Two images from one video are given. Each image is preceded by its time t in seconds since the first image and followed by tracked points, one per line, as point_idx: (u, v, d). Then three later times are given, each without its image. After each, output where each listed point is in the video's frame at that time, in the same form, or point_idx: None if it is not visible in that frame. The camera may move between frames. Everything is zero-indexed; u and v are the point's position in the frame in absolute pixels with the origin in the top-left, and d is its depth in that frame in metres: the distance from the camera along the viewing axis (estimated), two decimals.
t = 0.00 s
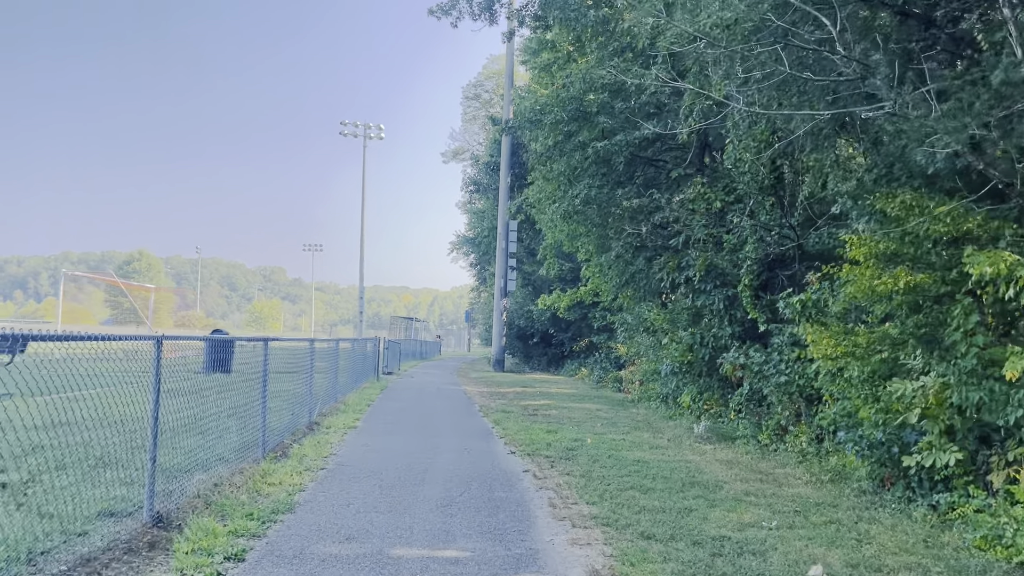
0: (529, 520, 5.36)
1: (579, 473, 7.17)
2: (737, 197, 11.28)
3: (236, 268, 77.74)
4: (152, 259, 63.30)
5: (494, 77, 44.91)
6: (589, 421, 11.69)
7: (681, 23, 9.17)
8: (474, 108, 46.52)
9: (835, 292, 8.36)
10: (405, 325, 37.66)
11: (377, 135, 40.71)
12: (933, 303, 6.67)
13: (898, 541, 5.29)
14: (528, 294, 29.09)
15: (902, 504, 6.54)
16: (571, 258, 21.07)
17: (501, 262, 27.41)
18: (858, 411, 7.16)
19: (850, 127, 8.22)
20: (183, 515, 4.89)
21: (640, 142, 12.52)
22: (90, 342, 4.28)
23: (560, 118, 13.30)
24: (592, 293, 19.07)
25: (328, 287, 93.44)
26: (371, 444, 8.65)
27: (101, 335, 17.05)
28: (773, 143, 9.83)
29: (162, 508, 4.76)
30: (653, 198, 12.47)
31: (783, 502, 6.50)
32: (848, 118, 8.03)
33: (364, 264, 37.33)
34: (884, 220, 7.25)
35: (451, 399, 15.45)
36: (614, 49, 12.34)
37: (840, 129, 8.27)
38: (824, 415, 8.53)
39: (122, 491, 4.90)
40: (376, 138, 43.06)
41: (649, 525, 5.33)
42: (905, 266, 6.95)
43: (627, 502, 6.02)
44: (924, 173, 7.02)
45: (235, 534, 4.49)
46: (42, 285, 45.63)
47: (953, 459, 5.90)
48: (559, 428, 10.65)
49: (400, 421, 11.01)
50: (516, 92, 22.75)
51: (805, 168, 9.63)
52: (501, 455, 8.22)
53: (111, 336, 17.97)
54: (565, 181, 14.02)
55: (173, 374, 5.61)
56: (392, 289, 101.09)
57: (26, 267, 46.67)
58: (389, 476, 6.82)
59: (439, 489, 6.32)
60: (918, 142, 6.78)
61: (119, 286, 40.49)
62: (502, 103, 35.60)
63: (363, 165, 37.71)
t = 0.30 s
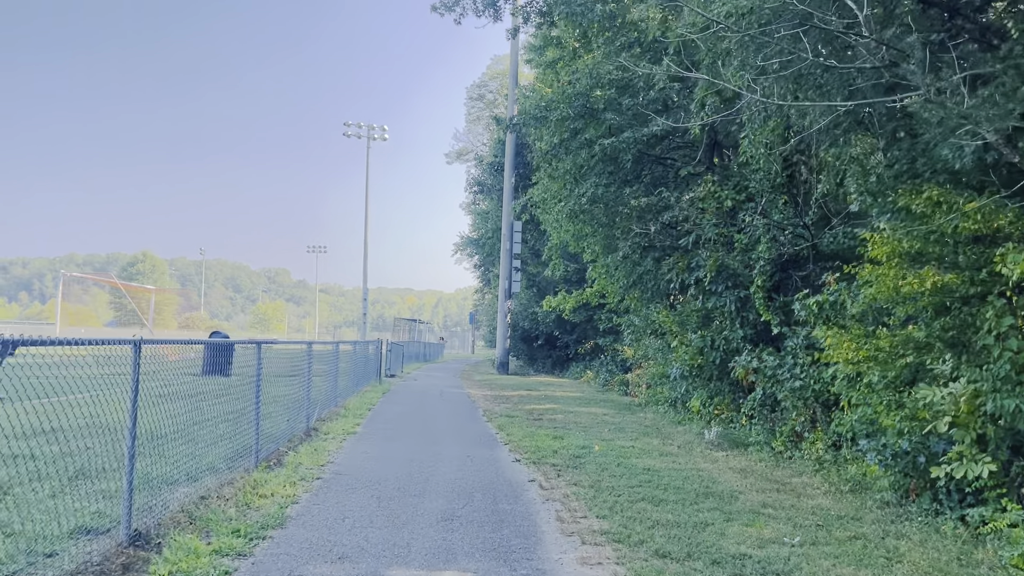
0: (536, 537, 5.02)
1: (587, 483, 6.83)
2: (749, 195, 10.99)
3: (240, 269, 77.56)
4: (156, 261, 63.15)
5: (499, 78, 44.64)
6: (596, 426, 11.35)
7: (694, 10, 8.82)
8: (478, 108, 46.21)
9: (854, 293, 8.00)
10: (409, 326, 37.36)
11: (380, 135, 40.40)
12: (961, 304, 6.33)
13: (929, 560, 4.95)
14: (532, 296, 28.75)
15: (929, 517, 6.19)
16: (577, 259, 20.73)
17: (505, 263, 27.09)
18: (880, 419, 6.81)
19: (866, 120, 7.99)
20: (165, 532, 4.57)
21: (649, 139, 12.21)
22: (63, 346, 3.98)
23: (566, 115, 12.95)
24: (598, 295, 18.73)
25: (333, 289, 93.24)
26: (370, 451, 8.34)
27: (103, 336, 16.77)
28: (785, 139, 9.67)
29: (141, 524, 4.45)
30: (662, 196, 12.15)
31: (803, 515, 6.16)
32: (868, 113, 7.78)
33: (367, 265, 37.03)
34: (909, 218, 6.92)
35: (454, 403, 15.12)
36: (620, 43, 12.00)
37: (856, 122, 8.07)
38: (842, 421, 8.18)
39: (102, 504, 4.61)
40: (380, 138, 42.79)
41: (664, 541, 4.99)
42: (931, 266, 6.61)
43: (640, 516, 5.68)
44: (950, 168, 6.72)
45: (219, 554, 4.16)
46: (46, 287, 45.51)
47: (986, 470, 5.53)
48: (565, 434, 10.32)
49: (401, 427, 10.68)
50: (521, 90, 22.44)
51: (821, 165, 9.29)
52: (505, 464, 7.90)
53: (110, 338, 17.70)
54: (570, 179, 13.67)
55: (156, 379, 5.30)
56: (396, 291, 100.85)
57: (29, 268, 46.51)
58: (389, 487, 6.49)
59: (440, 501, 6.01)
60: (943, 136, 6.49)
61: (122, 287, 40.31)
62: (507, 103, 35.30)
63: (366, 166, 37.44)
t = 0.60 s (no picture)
0: (540, 555, 4.68)
1: (594, 494, 6.49)
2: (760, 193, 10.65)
3: (244, 272, 77.40)
4: (159, 263, 62.98)
5: (502, 79, 44.44)
6: (602, 432, 10.99)
7: None
8: (482, 110, 45.95)
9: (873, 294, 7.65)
10: (412, 330, 37.06)
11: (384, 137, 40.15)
12: (990, 305, 6.00)
13: None
14: (537, 298, 28.42)
15: (957, 531, 5.82)
16: (582, 260, 20.39)
17: (509, 265, 26.77)
18: (904, 426, 6.44)
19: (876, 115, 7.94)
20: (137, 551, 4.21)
21: (655, 137, 11.88)
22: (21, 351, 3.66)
23: (570, 112, 12.61)
24: (603, 297, 18.38)
25: (337, 292, 93.04)
26: (367, 459, 8.02)
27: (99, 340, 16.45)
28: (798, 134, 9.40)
29: (110, 542, 4.10)
30: (670, 195, 11.81)
31: (824, 529, 5.79)
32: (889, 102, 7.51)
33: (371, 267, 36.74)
34: (932, 214, 6.60)
35: (456, 407, 14.76)
36: (624, 36, 11.69)
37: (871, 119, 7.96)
38: (861, 428, 7.81)
39: (70, 520, 4.28)
40: (384, 140, 42.54)
41: (677, 559, 4.64)
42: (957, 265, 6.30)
43: (650, 530, 5.33)
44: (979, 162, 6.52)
45: None
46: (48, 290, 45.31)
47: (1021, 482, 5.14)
48: (570, 440, 9.97)
49: (401, 433, 10.34)
50: (524, 89, 22.13)
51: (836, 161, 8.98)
52: (507, 472, 7.56)
53: (106, 342, 17.41)
54: (575, 179, 13.31)
55: (130, 385, 4.95)
56: (400, 295, 100.65)
57: (32, 271, 46.36)
58: (384, 499, 6.15)
59: (438, 514, 5.67)
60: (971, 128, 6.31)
61: (125, 290, 40.10)
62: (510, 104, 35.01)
63: (370, 167, 37.18)
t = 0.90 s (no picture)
0: (549, 571, 4.35)
1: (604, 503, 6.17)
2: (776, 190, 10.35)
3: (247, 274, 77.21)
4: (163, 266, 62.81)
5: (506, 80, 44.25)
6: (611, 436, 10.66)
7: None
8: (486, 110, 45.69)
9: (895, 292, 7.32)
10: (415, 332, 36.75)
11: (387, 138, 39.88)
12: None
13: None
14: (542, 299, 28.10)
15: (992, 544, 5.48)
16: (588, 260, 20.07)
17: (513, 265, 26.46)
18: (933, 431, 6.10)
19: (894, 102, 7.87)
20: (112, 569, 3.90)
21: (665, 132, 11.54)
22: None
23: (577, 107, 12.29)
24: (609, 298, 18.05)
25: (341, 294, 92.81)
26: (367, 465, 7.70)
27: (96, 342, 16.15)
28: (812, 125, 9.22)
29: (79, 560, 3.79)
30: (680, 192, 11.49)
31: (850, 540, 5.45)
32: (911, 88, 7.26)
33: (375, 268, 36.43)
34: (961, 208, 6.31)
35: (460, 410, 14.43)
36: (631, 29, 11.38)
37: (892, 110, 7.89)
38: (883, 432, 7.47)
39: (41, 536, 3.98)
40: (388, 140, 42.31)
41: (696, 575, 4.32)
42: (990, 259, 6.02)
43: (666, 543, 5.01)
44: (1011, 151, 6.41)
45: None
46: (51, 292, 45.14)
47: None
48: (577, 445, 9.64)
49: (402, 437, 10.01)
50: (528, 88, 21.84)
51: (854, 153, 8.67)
52: (513, 479, 7.24)
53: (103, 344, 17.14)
54: (581, 176, 12.97)
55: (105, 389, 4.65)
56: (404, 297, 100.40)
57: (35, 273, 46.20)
58: (383, 508, 5.83)
59: (440, 525, 5.34)
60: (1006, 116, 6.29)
61: (129, 293, 39.89)
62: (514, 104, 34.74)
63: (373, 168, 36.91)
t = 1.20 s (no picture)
0: None
1: (613, 519, 5.85)
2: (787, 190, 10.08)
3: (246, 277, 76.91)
4: (162, 269, 62.50)
5: (506, 82, 44.08)
6: (616, 444, 10.32)
7: None
8: (486, 112, 45.43)
9: (916, 295, 7.00)
10: (415, 335, 36.44)
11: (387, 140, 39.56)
12: None
13: None
14: (543, 302, 27.76)
15: None
16: (590, 263, 19.75)
17: (514, 268, 26.16)
18: (961, 443, 5.77)
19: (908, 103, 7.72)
20: None
21: (671, 131, 11.22)
22: None
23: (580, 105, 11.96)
24: (612, 301, 17.74)
25: (341, 297, 92.52)
26: (363, 477, 7.38)
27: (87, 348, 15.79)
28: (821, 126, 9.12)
29: None
30: (686, 192, 11.19)
31: (875, 560, 5.12)
32: (932, 81, 7.02)
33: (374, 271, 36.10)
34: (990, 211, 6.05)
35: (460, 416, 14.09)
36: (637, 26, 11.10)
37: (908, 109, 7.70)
38: (902, 442, 7.15)
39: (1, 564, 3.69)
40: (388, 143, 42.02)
41: None
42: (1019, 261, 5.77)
43: (680, 564, 4.70)
44: None
45: None
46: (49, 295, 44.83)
47: None
48: (582, 454, 9.30)
49: (400, 446, 9.68)
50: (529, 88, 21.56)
51: (871, 151, 8.37)
52: (516, 492, 6.92)
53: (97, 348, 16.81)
54: (585, 176, 12.63)
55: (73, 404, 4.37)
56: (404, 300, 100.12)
57: (33, 276, 45.87)
58: (380, 526, 5.50)
59: (440, 545, 5.03)
60: None
61: (126, 296, 39.54)
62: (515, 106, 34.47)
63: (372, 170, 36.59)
